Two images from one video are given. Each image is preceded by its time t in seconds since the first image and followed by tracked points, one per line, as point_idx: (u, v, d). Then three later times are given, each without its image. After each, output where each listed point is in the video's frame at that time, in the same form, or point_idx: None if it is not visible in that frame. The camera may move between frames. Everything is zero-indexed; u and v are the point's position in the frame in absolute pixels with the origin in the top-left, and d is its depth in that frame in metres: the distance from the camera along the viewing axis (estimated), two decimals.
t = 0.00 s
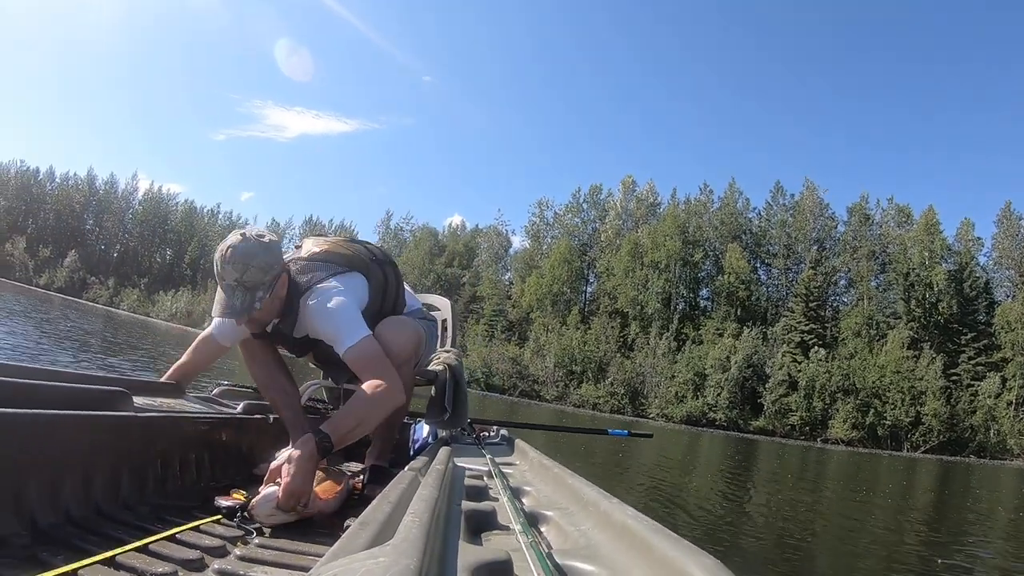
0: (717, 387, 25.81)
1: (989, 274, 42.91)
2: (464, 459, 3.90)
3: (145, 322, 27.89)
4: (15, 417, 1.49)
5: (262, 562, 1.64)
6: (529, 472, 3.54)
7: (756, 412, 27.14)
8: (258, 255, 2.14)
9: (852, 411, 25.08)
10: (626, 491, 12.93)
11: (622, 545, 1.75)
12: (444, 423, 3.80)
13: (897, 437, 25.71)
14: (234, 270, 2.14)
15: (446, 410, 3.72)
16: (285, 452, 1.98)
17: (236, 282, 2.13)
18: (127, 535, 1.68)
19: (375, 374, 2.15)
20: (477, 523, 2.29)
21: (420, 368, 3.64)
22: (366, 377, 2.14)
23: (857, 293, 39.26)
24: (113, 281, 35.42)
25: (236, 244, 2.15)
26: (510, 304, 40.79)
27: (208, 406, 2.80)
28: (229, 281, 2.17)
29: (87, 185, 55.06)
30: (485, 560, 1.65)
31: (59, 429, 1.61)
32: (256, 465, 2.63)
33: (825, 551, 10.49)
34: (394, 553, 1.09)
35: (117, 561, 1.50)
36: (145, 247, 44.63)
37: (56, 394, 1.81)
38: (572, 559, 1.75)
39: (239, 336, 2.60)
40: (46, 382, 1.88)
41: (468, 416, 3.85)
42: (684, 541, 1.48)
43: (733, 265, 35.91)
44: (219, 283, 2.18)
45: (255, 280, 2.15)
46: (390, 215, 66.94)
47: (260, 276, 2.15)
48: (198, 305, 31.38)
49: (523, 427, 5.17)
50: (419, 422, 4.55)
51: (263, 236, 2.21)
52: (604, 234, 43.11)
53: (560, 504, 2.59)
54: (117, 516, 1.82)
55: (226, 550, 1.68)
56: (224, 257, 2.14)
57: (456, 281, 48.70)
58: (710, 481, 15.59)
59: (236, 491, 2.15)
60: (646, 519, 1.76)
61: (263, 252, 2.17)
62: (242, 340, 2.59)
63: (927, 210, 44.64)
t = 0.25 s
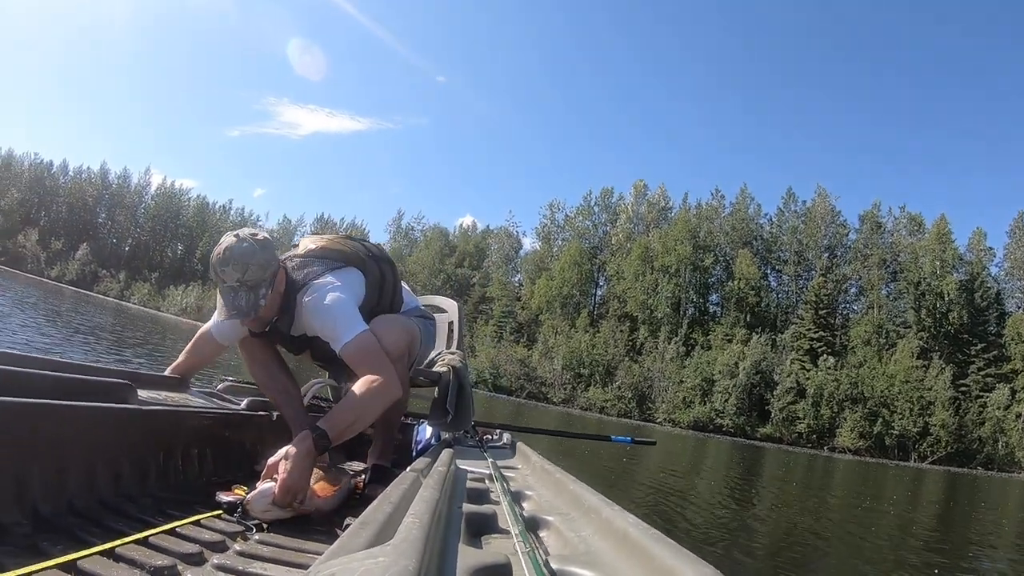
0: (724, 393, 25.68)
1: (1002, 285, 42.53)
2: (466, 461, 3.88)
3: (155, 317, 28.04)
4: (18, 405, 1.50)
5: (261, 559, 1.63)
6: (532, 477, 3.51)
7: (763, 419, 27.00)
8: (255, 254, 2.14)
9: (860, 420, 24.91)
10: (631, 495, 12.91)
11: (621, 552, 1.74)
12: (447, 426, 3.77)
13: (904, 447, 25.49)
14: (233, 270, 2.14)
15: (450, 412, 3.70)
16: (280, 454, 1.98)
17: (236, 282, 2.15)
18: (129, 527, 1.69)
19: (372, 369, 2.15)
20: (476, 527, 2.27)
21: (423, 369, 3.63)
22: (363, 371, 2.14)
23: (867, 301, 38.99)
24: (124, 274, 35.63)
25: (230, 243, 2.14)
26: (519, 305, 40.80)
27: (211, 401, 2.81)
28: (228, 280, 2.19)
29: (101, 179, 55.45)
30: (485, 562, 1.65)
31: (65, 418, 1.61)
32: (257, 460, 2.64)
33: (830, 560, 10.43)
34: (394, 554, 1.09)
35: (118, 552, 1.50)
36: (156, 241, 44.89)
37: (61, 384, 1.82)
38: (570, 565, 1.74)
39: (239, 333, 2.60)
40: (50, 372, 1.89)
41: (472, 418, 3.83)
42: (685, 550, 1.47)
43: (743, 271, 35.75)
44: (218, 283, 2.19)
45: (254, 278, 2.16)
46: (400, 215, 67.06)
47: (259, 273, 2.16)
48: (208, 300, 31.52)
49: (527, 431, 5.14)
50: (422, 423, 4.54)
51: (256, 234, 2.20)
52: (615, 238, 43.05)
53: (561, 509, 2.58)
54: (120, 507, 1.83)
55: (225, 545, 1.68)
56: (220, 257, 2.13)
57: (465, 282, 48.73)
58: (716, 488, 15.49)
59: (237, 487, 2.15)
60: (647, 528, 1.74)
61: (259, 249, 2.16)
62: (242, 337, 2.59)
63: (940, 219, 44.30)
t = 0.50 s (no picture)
0: (730, 395, 25.64)
1: (1010, 289, 42.31)
2: (469, 461, 3.94)
3: (163, 315, 28.22)
4: (26, 395, 1.55)
5: (261, 553, 1.69)
6: (535, 478, 3.57)
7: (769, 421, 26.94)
8: (270, 233, 2.21)
9: (867, 424, 24.83)
10: (636, 497, 12.95)
11: (622, 555, 1.81)
12: (451, 425, 3.84)
13: (911, 450, 25.45)
14: (248, 249, 2.20)
15: (454, 411, 3.75)
16: (287, 449, 2.04)
17: (250, 260, 2.20)
18: (130, 519, 1.75)
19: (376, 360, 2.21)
20: (477, 527, 2.34)
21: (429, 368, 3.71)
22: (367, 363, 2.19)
23: (875, 304, 38.84)
24: (133, 272, 35.85)
25: (246, 223, 2.22)
26: (525, 305, 40.81)
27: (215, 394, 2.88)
28: (243, 258, 2.24)
29: (110, 178, 55.76)
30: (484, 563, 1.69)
31: (69, 410, 1.68)
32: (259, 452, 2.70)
33: (833, 564, 10.44)
34: (394, 554, 1.13)
35: (120, 543, 1.56)
36: (165, 239, 45.16)
37: (69, 373, 1.89)
38: (570, 567, 1.80)
39: (249, 313, 2.66)
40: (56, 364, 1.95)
41: (476, 419, 3.90)
42: (686, 556, 1.53)
43: (750, 273, 35.65)
44: (233, 260, 2.24)
45: (269, 256, 2.22)
46: (407, 215, 67.20)
47: (276, 254, 2.23)
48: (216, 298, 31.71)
49: (531, 432, 5.20)
50: (426, 423, 4.60)
51: (271, 216, 2.28)
52: (622, 238, 43.00)
53: (561, 512, 2.64)
54: (121, 500, 1.89)
55: (226, 539, 1.74)
56: (239, 234, 2.19)
57: (472, 282, 48.75)
58: (723, 490, 15.48)
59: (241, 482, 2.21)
60: (647, 533, 1.81)
61: (276, 229, 2.23)
62: (253, 316, 2.64)
63: (949, 221, 44.09)
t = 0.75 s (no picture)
0: (736, 395, 25.69)
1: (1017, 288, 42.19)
2: (474, 457, 4.06)
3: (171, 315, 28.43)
4: (32, 386, 1.68)
5: (267, 546, 1.81)
6: (539, 477, 3.68)
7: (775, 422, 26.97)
8: (329, 196, 2.38)
9: (873, 424, 24.84)
10: (641, 497, 13.05)
11: (627, 553, 1.92)
12: (457, 421, 3.98)
13: (917, 451, 25.51)
14: (305, 203, 2.35)
15: (460, 409, 3.87)
16: (306, 432, 2.10)
17: (306, 213, 2.33)
18: (135, 509, 1.88)
19: (399, 347, 2.33)
20: (482, 525, 2.46)
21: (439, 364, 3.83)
22: (391, 349, 2.30)
23: (881, 304, 38.77)
24: (140, 273, 36.09)
25: (310, 181, 2.39)
26: (531, 305, 40.94)
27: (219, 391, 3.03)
28: (297, 213, 2.38)
29: (117, 179, 56.15)
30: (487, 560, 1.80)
31: (76, 403, 1.81)
32: (263, 441, 2.85)
33: (837, 564, 10.50)
34: (398, 548, 1.22)
35: (123, 533, 1.68)
36: (171, 240, 45.42)
37: (77, 366, 2.02)
38: (573, 566, 1.91)
39: (281, 278, 2.76)
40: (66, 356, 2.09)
41: (484, 415, 4.05)
42: (687, 557, 1.64)
43: (756, 273, 35.65)
44: (287, 212, 2.37)
45: (324, 215, 2.37)
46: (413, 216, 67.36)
47: (330, 216, 2.39)
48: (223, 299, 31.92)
49: (536, 430, 5.31)
50: (433, 418, 4.74)
51: (333, 182, 2.47)
52: (627, 238, 43.07)
53: (567, 509, 2.75)
54: (128, 490, 2.02)
55: (230, 531, 1.87)
56: (300, 188, 2.36)
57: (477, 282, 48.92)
58: (728, 491, 15.52)
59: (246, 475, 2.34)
60: (651, 533, 1.92)
61: (335, 195, 2.41)
62: (285, 282, 2.75)
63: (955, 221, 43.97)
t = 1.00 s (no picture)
0: (739, 393, 25.63)
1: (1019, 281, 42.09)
2: (474, 461, 4.05)
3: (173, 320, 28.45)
4: (33, 380, 1.67)
5: (268, 546, 1.80)
6: (541, 481, 3.66)
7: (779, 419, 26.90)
8: (337, 203, 2.36)
9: (877, 419, 24.76)
10: (645, 495, 13.02)
11: (628, 558, 1.90)
12: (459, 425, 3.97)
13: (922, 445, 25.46)
14: (313, 212, 2.33)
15: (463, 411, 3.89)
16: (306, 437, 2.13)
17: (314, 222, 2.31)
18: (136, 506, 1.87)
19: (403, 359, 2.34)
20: (482, 528, 2.43)
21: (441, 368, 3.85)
22: (396, 361, 2.32)
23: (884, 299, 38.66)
24: (143, 278, 36.11)
25: (319, 190, 2.37)
26: (533, 305, 40.88)
27: (218, 389, 3.04)
28: (306, 221, 2.36)
29: (117, 185, 56.16)
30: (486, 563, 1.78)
31: (76, 397, 1.80)
32: (265, 441, 2.92)
33: (844, 560, 10.43)
34: (397, 550, 1.20)
35: (124, 531, 1.66)
36: (173, 245, 45.45)
37: (75, 360, 2.02)
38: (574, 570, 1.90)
39: (287, 281, 2.77)
40: (58, 350, 2.08)
41: (484, 419, 4.03)
42: (689, 563, 1.63)
43: (758, 270, 35.57)
44: (296, 219, 2.36)
45: (333, 224, 2.35)
46: (414, 217, 67.37)
47: (340, 223, 2.37)
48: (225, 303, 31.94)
49: (538, 432, 5.29)
50: (434, 421, 4.74)
51: (342, 189, 2.44)
52: (629, 237, 42.98)
53: (567, 514, 2.74)
54: (127, 487, 2.01)
55: (230, 530, 1.86)
56: (311, 196, 2.35)
57: (479, 282, 48.84)
58: (733, 488, 15.46)
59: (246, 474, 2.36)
60: (652, 539, 1.90)
61: (343, 203, 2.39)
62: (291, 285, 2.75)
63: (956, 215, 43.87)
